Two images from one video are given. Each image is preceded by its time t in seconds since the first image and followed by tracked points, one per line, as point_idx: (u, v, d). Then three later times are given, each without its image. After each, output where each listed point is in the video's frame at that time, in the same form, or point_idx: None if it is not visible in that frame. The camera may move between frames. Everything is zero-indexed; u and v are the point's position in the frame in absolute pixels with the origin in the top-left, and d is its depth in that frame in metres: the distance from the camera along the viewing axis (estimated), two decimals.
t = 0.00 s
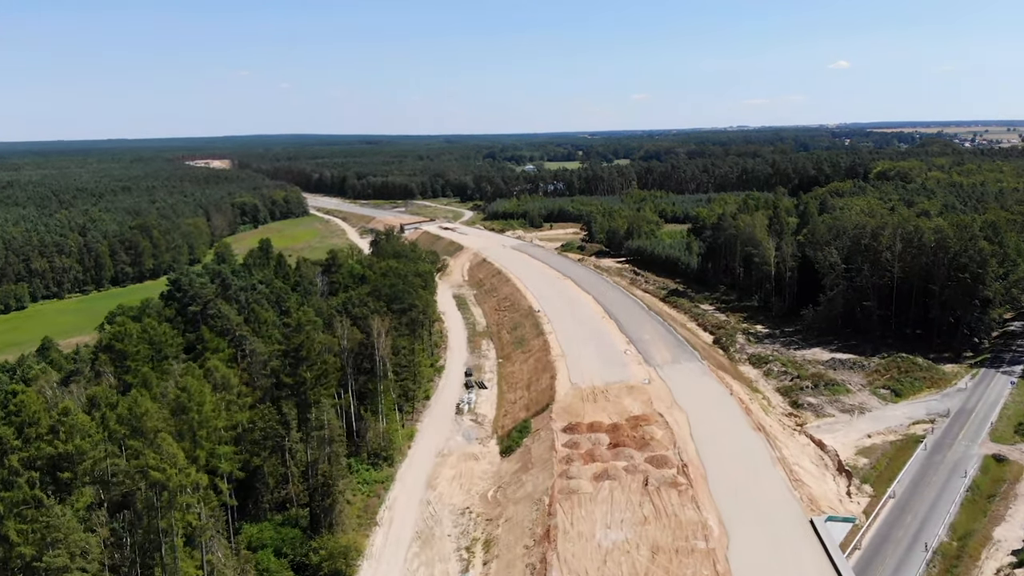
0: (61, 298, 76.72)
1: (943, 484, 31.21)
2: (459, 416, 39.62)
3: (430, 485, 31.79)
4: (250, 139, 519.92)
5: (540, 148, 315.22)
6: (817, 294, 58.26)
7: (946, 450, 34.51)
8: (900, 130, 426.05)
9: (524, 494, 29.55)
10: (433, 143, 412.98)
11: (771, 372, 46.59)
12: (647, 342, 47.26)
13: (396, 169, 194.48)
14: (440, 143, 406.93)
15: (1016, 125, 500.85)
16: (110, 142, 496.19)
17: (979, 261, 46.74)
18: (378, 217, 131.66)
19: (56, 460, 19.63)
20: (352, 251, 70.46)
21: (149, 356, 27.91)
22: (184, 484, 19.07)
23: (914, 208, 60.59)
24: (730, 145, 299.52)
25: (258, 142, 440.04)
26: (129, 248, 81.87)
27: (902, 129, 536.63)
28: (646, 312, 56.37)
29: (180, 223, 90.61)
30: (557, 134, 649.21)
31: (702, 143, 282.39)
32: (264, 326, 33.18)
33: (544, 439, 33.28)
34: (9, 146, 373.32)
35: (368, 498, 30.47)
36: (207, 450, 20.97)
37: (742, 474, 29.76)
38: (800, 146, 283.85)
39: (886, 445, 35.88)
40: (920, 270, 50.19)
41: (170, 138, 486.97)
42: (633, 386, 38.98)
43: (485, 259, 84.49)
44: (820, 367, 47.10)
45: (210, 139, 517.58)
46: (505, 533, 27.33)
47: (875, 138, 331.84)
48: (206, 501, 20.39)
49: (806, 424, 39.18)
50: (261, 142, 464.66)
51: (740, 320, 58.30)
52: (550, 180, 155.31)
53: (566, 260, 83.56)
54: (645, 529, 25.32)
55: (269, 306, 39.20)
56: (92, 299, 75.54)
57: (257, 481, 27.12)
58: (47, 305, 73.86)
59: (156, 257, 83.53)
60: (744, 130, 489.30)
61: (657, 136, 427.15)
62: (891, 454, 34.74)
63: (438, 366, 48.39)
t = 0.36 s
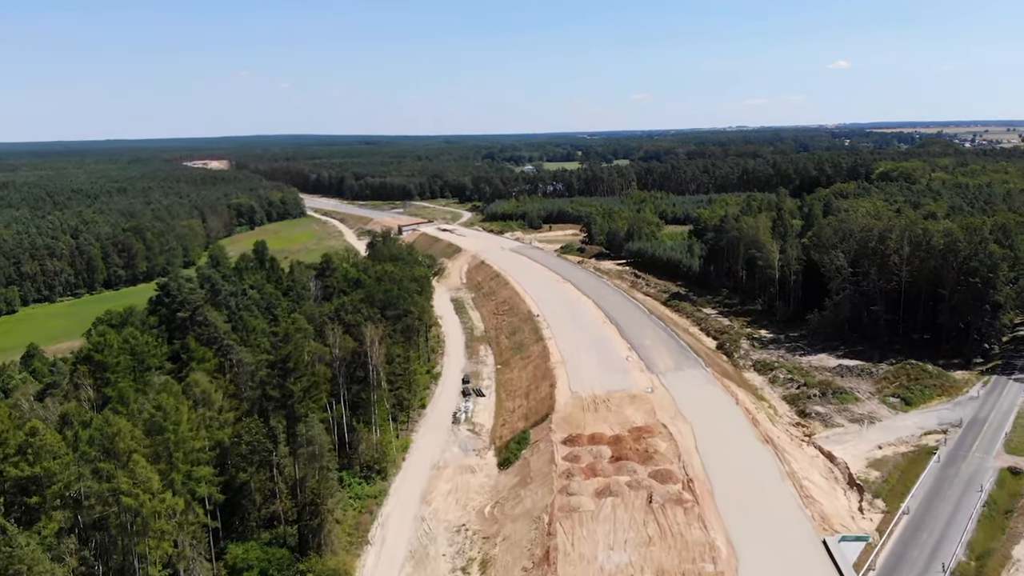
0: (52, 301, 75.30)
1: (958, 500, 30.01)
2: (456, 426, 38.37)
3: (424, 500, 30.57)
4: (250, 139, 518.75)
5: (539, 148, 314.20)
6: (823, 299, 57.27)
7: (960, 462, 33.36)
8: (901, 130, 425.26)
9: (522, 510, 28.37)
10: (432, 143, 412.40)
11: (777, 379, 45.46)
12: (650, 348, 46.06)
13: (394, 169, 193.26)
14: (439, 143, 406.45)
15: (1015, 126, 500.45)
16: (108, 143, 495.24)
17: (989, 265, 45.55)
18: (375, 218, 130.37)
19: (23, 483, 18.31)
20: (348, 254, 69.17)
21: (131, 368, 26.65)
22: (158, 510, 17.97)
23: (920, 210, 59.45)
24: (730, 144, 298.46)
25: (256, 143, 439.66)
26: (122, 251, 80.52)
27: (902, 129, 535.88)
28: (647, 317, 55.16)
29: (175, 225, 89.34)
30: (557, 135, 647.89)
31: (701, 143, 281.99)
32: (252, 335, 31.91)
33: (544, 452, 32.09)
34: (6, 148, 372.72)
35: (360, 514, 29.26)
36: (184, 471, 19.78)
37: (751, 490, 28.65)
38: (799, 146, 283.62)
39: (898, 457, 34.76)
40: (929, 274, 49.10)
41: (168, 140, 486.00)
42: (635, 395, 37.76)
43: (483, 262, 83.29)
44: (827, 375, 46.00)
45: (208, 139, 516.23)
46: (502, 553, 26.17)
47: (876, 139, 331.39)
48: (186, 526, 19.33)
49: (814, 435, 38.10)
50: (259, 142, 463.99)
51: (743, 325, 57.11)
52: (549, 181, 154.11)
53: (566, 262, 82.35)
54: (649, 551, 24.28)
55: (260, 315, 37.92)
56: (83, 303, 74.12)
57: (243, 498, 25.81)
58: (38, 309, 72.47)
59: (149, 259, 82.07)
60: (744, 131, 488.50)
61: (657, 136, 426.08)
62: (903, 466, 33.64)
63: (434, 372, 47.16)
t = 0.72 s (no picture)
0: (48, 304, 74.00)
1: (981, 517, 28.65)
2: (457, 436, 37.17)
3: (423, 515, 29.38)
4: (253, 139, 519.05)
5: (542, 147, 313.04)
6: (833, 303, 55.90)
7: (981, 475, 32.11)
8: (905, 129, 423.92)
9: (525, 527, 27.20)
10: (435, 142, 411.79)
11: (788, 387, 44.20)
12: (657, 354, 44.82)
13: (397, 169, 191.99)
14: (441, 143, 405.83)
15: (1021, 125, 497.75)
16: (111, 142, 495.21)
17: (1006, 269, 44.26)
18: (378, 219, 129.15)
19: None
20: (348, 256, 68.00)
21: (116, 382, 25.66)
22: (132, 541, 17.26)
23: (933, 211, 58.13)
24: (735, 144, 296.26)
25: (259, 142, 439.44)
26: (120, 253, 79.60)
27: (907, 129, 533.11)
28: (654, 322, 53.87)
29: (174, 227, 88.39)
30: (560, 134, 646.66)
31: (704, 142, 280.80)
32: (243, 342, 30.54)
33: (548, 465, 30.88)
34: (10, 148, 373.17)
35: (356, 531, 28.01)
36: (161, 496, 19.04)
37: (764, 507, 27.45)
38: (803, 146, 282.28)
39: (916, 471, 33.41)
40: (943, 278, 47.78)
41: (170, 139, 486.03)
42: (642, 405, 36.51)
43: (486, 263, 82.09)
44: (839, 382, 44.71)
45: (211, 138, 516.13)
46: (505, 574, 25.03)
47: (881, 138, 329.97)
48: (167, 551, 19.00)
49: (828, 447, 36.85)
50: (262, 142, 463.83)
51: (752, 329, 55.74)
52: (553, 181, 152.82)
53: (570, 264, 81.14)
54: None
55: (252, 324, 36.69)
56: (80, 305, 72.92)
57: (233, 515, 24.63)
58: (32, 312, 71.11)
59: (148, 261, 81.30)
60: (747, 130, 486.81)
61: (661, 135, 424.22)
62: (921, 480, 32.42)
63: (435, 379, 45.98)
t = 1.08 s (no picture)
0: (81, 303, 75.23)
1: None
2: (486, 446, 35.98)
3: (449, 531, 28.29)
4: (291, 139, 524.89)
5: (577, 147, 310.55)
6: (879, 310, 53.18)
7: None
8: (951, 129, 409.94)
9: (555, 548, 25.88)
10: (468, 142, 412.28)
11: (832, 398, 41.92)
12: (693, 363, 43.03)
13: (430, 169, 192.08)
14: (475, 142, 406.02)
15: None
16: (156, 142, 508.86)
17: None
18: (410, 219, 128.85)
19: None
20: (378, 257, 67.42)
21: (133, 390, 25.29)
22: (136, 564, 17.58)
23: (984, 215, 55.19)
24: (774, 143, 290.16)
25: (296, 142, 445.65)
26: (153, 253, 80.76)
27: (954, 128, 516.57)
28: (690, 328, 51.97)
29: (206, 227, 89.35)
30: (595, 134, 641.44)
31: (740, 142, 275.71)
32: (267, 348, 29.75)
33: (579, 481, 29.51)
34: (58, 149, 383.23)
35: (380, 547, 26.99)
36: (168, 520, 19.46)
37: (810, 532, 25.61)
38: (843, 146, 275.43)
39: (969, 490, 31.29)
40: (997, 285, 45.01)
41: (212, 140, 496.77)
42: (679, 417, 34.80)
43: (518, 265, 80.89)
44: (885, 394, 42.36)
45: (250, 138, 525.02)
46: None
47: (925, 138, 320.45)
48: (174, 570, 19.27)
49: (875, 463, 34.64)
50: (300, 142, 470.49)
51: (793, 336, 53.40)
52: (586, 181, 150.82)
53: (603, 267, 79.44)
54: None
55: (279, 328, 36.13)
56: (113, 306, 74.22)
57: (251, 530, 23.70)
58: (63, 312, 72.12)
59: (180, 261, 82.32)
60: (786, 130, 476.83)
61: (697, 135, 418.52)
62: (976, 500, 30.37)
63: (464, 385, 44.87)
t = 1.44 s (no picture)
0: (89, 305, 75.11)
1: None
2: (494, 458, 34.77)
3: (455, 549, 27.20)
4: (306, 140, 526.72)
5: (591, 147, 308.63)
6: (903, 316, 50.87)
7: None
8: (971, 129, 404.15)
9: (565, 571, 24.61)
10: (483, 142, 411.88)
11: (854, 409, 40.10)
12: (711, 371, 41.47)
13: (443, 169, 191.28)
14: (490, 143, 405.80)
15: None
16: (173, 142, 512.03)
17: None
18: (422, 220, 127.94)
19: None
20: (388, 260, 66.48)
21: (124, 402, 24.99)
22: None
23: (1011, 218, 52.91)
24: (791, 144, 286.88)
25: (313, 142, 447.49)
26: (163, 254, 80.60)
27: (975, 128, 508.42)
28: (707, 334, 50.37)
29: (217, 228, 89.11)
30: (609, 134, 638.54)
31: (757, 143, 272.33)
32: (267, 358, 28.79)
33: (591, 498, 28.18)
34: (76, 150, 387.04)
35: (381, 567, 25.88)
36: (147, 549, 19.03)
37: (835, 555, 24.15)
38: (863, 146, 271.35)
39: (1002, 510, 29.59)
40: None
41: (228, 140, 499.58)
42: (696, 430, 33.28)
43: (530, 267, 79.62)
44: (910, 404, 40.49)
45: (266, 139, 528.34)
46: None
47: (943, 138, 317.23)
48: None
49: (902, 477, 32.79)
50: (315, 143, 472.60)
51: (813, 342, 51.57)
52: (600, 182, 149.07)
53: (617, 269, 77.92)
54: None
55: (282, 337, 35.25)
56: (122, 307, 74.07)
57: (246, 550, 22.77)
58: (72, 314, 71.94)
59: (190, 262, 82.10)
60: (803, 130, 472.21)
61: (712, 136, 415.21)
62: (1009, 521, 28.72)
63: (474, 392, 43.71)
